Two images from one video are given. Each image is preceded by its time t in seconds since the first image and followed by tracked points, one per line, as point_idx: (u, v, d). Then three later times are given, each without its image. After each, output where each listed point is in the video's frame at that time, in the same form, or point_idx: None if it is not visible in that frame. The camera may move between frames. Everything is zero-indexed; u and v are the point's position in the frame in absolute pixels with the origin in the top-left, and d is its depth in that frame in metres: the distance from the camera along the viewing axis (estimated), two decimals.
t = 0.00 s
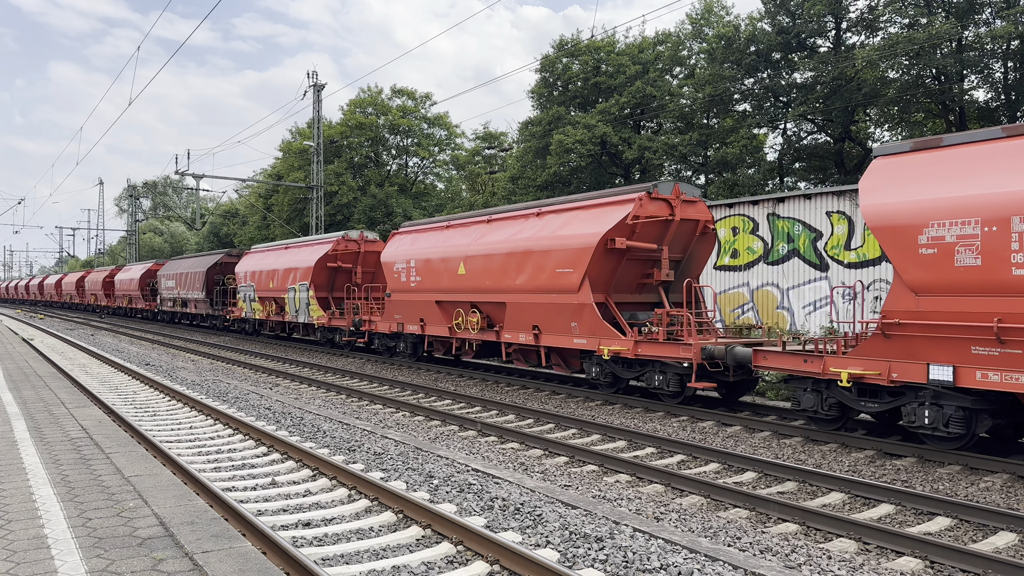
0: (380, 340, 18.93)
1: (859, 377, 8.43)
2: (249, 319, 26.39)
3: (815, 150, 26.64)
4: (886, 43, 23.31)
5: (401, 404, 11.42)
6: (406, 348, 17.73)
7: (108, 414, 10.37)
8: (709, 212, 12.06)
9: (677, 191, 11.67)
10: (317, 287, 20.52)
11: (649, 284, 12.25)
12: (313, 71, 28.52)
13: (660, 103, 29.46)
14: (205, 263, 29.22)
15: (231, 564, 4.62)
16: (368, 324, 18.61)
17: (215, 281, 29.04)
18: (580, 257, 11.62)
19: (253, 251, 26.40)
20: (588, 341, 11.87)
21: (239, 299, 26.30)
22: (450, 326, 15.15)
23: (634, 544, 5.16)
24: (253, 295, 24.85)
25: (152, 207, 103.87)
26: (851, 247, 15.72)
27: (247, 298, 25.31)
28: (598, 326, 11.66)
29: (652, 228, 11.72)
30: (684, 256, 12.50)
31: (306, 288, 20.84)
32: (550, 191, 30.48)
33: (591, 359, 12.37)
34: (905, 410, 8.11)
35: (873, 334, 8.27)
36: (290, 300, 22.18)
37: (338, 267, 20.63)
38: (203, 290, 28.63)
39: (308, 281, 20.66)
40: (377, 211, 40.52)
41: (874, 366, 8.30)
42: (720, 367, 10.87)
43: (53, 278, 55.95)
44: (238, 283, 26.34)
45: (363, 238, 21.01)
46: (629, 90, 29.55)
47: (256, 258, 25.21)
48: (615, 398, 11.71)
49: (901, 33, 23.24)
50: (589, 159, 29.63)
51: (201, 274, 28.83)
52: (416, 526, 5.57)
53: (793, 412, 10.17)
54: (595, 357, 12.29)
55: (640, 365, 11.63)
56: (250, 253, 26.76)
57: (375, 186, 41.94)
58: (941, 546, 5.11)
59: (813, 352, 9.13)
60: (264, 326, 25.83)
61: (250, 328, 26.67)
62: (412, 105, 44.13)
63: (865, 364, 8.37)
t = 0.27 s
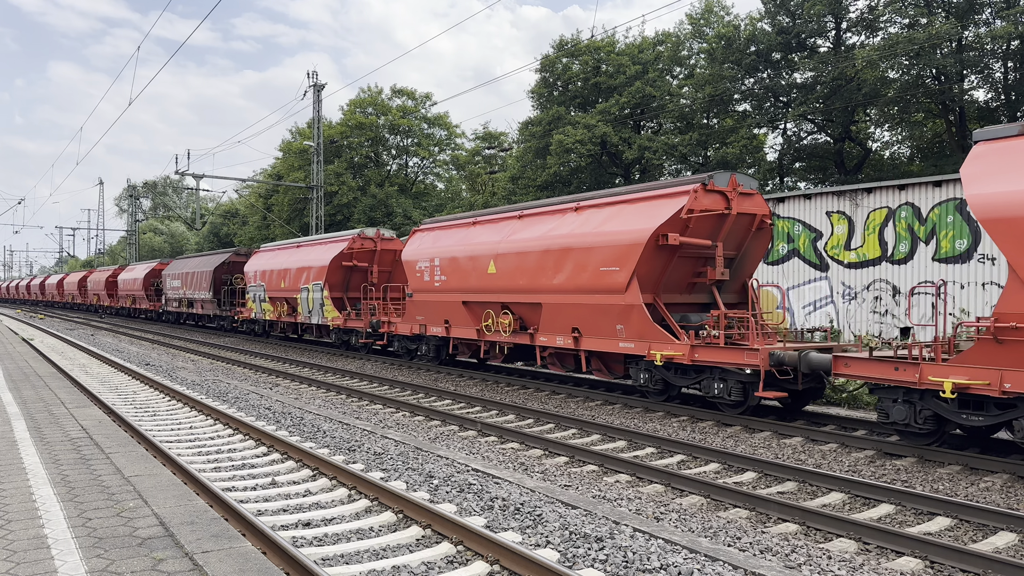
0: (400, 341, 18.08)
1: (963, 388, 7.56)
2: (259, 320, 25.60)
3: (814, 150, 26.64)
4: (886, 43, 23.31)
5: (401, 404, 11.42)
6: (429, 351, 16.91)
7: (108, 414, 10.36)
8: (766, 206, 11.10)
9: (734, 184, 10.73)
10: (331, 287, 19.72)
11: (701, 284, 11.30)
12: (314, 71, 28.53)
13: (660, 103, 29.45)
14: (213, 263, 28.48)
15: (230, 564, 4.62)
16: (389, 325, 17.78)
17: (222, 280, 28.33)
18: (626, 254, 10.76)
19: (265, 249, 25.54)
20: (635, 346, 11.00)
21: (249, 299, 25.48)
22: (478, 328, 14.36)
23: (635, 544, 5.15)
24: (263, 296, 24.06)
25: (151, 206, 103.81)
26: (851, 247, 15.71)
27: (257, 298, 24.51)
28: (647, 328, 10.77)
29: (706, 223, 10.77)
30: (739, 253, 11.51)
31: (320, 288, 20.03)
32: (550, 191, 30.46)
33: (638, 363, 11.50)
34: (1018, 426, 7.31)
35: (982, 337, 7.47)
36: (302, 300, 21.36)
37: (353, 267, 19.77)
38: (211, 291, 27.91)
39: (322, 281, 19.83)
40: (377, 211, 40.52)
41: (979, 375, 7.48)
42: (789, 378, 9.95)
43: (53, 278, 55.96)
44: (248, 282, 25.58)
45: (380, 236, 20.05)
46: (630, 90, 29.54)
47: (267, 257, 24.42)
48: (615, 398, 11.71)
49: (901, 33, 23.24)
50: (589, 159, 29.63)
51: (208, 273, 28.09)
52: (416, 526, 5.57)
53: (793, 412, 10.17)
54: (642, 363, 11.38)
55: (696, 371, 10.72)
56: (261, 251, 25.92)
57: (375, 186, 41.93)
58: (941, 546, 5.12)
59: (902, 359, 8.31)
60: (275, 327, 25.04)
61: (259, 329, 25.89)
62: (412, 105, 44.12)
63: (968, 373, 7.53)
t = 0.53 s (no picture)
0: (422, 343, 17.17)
1: None
2: (269, 321, 24.77)
3: (814, 150, 26.64)
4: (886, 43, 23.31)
5: (401, 404, 11.43)
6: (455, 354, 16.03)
7: (108, 414, 10.37)
8: (835, 198, 10.12)
9: (800, 173, 9.78)
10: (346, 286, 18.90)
11: (762, 282, 10.32)
12: (314, 71, 28.58)
13: (660, 103, 29.46)
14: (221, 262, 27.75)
15: (230, 564, 4.62)
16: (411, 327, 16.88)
17: (230, 279, 27.64)
18: (681, 251, 9.87)
19: (276, 246, 24.67)
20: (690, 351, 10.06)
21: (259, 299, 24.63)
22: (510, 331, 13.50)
23: (635, 544, 5.16)
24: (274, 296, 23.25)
25: (151, 206, 103.78)
26: (851, 247, 15.78)
27: (268, 299, 23.69)
28: (704, 331, 9.84)
29: (770, 217, 9.81)
30: (802, 249, 10.53)
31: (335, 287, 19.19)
32: (550, 192, 30.44)
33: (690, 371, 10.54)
34: None
35: None
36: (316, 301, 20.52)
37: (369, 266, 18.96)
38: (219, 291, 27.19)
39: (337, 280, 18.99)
40: (377, 211, 40.54)
41: None
42: (869, 382, 9.12)
43: (53, 278, 55.97)
44: (258, 281, 24.76)
45: (397, 234, 19.18)
46: (629, 90, 29.56)
47: (277, 256, 23.60)
48: (615, 397, 11.71)
49: (901, 33, 23.24)
50: (589, 159, 29.65)
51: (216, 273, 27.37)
52: (416, 526, 5.57)
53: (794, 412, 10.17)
54: (698, 369, 10.38)
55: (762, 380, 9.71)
56: (271, 250, 25.07)
57: (375, 186, 41.93)
58: (941, 546, 5.11)
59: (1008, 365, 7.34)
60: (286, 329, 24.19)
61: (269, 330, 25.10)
62: (412, 105, 44.13)
63: None
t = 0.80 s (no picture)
0: (449, 346, 16.36)
1: None
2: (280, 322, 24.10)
3: (814, 150, 26.64)
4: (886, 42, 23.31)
5: (401, 404, 11.42)
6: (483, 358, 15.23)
7: (108, 414, 10.37)
8: (914, 190, 9.33)
9: (879, 162, 8.99)
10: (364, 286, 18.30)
11: (833, 282, 9.52)
12: (314, 71, 28.57)
13: (660, 103, 29.46)
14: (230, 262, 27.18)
15: (231, 564, 4.62)
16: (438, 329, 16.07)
17: (239, 279, 27.13)
18: (747, 247, 9.08)
19: (285, 245, 23.97)
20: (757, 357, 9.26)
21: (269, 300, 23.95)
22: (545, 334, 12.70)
23: (635, 544, 5.15)
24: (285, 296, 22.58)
25: (151, 206, 103.73)
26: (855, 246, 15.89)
27: (279, 299, 23.02)
28: (774, 334, 9.04)
29: (846, 210, 9.01)
30: (875, 245, 9.73)
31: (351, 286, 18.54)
32: (550, 192, 30.44)
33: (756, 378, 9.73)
34: None
35: None
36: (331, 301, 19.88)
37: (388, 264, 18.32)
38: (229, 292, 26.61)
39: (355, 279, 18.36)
40: (377, 211, 40.55)
41: None
42: (964, 393, 8.34)
43: (53, 278, 55.95)
44: (268, 282, 24.06)
45: (417, 232, 18.60)
46: (630, 90, 29.56)
47: (288, 256, 22.92)
48: (615, 397, 11.71)
49: (901, 33, 23.24)
50: (589, 159, 29.65)
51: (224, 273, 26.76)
52: (416, 526, 5.57)
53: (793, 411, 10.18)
54: (765, 377, 9.57)
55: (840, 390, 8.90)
56: (280, 250, 24.37)
57: (375, 186, 41.94)
58: (941, 546, 5.12)
59: None
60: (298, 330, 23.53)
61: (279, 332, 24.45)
62: (412, 105, 44.13)
63: None
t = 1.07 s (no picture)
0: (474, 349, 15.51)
1: None
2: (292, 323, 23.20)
3: (814, 150, 26.63)
4: (886, 43, 23.32)
5: (401, 404, 11.42)
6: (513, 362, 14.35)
7: (108, 414, 10.37)
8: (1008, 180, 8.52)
9: (973, 148, 8.18)
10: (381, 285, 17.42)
11: (918, 281, 8.67)
12: (314, 71, 28.54)
13: (660, 103, 29.47)
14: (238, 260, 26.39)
15: (231, 564, 4.62)
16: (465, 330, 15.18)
17: (247, 279, 26.36)
18: (825, 242, 8.22)
19: (299, 241, 23.08)
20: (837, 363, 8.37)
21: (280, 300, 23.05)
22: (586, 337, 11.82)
23: (635, 544, 5.16)
24: (297, 297, 21.65)
25: (151, 206, 103.67)
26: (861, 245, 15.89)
27: (291, 300, 22.09)
28: (857, 339, 8.15)
29: (937, 201, 8.17)
30: (962, 241, 8.92)
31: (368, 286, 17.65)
32: (550, 192, 30.43)
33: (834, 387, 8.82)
34: None
35: None
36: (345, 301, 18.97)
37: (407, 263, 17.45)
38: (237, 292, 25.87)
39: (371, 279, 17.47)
40: (377, 211, 40.55)
41: None
42: None
43: (54, 278, 55.93)
44: (279, 280, 23.14)
45: (437, 229, 17.74)
46: (630, 90, 29.57)
47: (300, 253, 22.02)
48: (615, 397, 11.71)
49: (901, 33, 23.25)
50: (589, 159, 29.65)
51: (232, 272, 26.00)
52: (416, 526, 5.57)
53: (793, 411, 10.18)
54: (845, 387, 8.66)
55: (935, 401, 7.98)
56: (292, 247, 23.48)
57: (375, 186, 41.94)
58: (941, 546, 5.12)
59: None
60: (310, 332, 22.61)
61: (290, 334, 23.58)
62: (412, 105, 44.13)
63: None
